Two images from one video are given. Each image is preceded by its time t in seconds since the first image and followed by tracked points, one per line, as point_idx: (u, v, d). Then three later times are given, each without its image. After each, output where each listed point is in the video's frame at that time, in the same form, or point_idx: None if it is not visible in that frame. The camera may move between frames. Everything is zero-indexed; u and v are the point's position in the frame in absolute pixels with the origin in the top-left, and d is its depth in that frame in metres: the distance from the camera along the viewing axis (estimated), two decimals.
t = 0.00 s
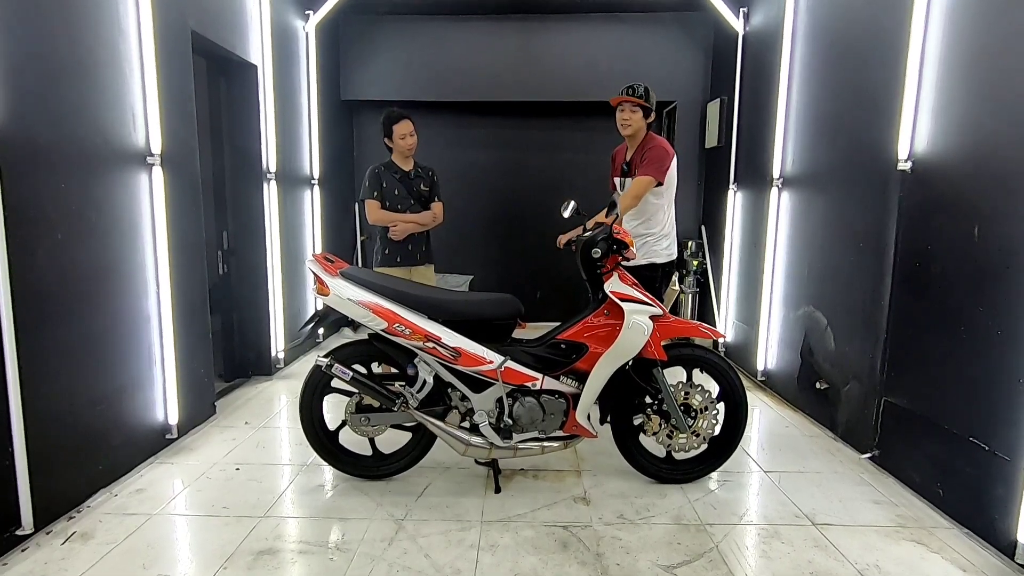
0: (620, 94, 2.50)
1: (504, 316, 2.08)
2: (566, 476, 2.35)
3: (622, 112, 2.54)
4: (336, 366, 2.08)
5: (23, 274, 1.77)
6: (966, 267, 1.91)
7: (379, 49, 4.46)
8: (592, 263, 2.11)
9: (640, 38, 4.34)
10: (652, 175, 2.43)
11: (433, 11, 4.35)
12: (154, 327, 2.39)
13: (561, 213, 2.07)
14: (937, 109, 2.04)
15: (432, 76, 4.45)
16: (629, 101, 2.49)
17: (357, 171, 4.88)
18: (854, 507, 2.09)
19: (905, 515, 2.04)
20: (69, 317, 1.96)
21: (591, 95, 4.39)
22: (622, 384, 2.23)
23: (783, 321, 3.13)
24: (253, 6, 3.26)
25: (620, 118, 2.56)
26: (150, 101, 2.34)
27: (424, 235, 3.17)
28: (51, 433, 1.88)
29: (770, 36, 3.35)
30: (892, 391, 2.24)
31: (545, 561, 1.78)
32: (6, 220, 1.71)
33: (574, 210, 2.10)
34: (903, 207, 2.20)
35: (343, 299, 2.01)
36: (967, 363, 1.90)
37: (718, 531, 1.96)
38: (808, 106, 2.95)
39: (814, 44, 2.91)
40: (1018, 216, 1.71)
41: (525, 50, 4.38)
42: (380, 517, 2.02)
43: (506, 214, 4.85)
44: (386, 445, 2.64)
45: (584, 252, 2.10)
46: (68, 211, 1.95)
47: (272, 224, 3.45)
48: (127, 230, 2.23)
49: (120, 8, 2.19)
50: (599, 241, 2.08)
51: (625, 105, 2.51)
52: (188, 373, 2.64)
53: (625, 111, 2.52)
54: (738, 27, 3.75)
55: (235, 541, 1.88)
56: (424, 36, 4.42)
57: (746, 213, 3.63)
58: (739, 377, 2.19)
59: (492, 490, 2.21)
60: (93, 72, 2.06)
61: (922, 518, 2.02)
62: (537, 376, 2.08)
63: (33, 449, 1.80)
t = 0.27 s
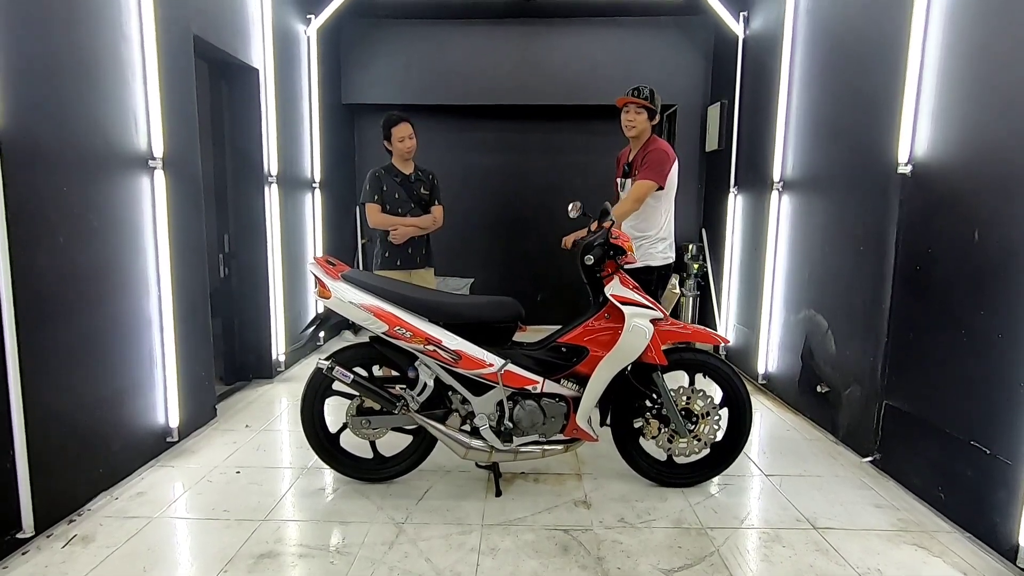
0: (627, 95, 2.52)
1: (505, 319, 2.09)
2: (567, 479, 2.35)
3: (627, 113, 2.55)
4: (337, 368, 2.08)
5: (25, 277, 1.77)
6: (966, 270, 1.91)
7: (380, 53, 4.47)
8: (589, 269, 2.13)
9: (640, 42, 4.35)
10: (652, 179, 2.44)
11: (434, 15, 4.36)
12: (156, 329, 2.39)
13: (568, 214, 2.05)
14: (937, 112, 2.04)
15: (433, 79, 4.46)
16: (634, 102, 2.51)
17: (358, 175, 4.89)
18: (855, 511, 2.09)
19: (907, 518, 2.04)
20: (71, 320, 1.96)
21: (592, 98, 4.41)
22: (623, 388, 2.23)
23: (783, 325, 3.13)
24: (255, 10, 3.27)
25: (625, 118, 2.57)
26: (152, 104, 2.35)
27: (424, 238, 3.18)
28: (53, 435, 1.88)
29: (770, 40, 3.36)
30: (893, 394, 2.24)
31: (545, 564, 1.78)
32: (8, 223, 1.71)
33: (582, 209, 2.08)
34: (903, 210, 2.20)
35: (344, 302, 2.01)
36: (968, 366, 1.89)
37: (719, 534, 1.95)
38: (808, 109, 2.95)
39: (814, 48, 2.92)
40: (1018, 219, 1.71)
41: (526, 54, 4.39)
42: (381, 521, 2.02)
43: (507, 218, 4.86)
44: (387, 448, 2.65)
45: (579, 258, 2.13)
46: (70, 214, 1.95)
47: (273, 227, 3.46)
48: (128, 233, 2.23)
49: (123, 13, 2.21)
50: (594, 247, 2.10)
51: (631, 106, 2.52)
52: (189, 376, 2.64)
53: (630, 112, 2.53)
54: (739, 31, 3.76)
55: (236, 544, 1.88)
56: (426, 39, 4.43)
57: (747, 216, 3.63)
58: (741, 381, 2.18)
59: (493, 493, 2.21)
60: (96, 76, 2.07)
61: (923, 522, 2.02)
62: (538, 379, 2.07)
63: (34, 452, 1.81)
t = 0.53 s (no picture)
0: (626, 100, 2.52)
1: (505, 323, 2.09)
2: (567, 483, 2.34)
3: (628, 118, 2.55)
4: (338, 372, 2.09)
5: (27, 280, 1.78)
6: (967, 273, 1.91)
7: (381, 57, 4.48)
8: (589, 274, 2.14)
9: (641, 46, 4.36)
10: (655, 183, 2.45)
11: (435, 19, 4.37)
12: (156, 333, 2.40)
13: (577, 214, 2.04)
14: (937, 116, 2.05)
15: (434, 84, 4.47)
16: (634, 107, 2.51)
17: (359, 178, 4.90)
18: (857, 516, 2.08)
19: (909, 523, 2.03)
20: (72, 324, 1.96)
21: (592, 102, 4.42)
22: (623, 392, 2.23)
23: (784, 328, 3.13)
24: (257, 15, 3.28)
25: (625, 123, 2.57)
26: (154, 109, 2.36)
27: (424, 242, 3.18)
28: (54, 439, 1.88)
29: (770, 44, 3.37)
30: (894, 398, 2.24)
31: (546, 569, 1.78)
32: (10, 227, 1.72)
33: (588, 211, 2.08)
34: (903, 214, 2.20)
35: (345, 306, 2.02)
36: (969, 369, 1.89)
37: (720, 539, 1.95)
38: (808, 113, 2.96)
39: (814, 52, 2.92)
40: (1018, 223, 1.71)
41: (526, 58, 4.40)
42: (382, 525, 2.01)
43: (507, 221, 4.87)
44: (387, 451, 2.64)
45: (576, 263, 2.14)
46: (72, 218, 1.96)
47: (274, 230, 3.47)
48: (130, 237, 2.24)
49: (125, 18, 2.22)
50: (591, 253, 2.10)
51: (631, 111, 2.53)
52: (189, 380, 2.64)
53: (630, 116, 2.54)
54: (739, 35, 3.77)
55: (236, 548, 1.88)
56: (427, 43, 4.45)
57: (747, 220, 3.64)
58: (743, 387, 2.18)
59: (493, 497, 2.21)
60: (98, 80, 2.08)
61: (925, 526, 2.01)
62: (538, 384, 2.07)
63: (34, 456, 1.81)
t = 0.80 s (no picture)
0: (625, 103, 2.52)
1: (506, 326, 2.09)
2: (568, 486, 2.34)
3: (627, 121, 2.56)
4: (338, 375, 2.09)
5: (27, 284, 1.78)
6: (968, 276, 1.91)
7: (382, 60, 4.49)
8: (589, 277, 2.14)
9: (641, 49, 4.37)
10: (655, 187, 2.45)
11: (436, 23, 4.38)
12: (157, 336, 2.40)
13: (576, 218, 2.06)
14: (937, 119, 2.05)
15: (434, 87, 4.48)
16: (632, 110, 2.52)
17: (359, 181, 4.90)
18: (859, 519, 2.08)
19: (910, 526, 2.03)
20: (72, 327, 1.96)
21: (593, 105, 4.42)
22: (624, 395, 2.23)
23: (784, 331, 3.13)
24: (258, 18, 3.29)
25: (624, 126, 2.57)
26: (155, 112, 2.36)
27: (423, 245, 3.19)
28: (54, 442, 1.88)
29: (770, 47, 3.37)
30: (895, 401, 2.24)
31: (547, 573, 1.77)
32: (11, 230, 1.72)
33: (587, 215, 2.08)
34: (904, 217, 2.20)
35: (346, 309, 2.02)
36: (970, 372, 1.89)
37: (721, 542, 1.95)
38: (809, 116, 2.96)
39: (814, 55, 2.92)
40: (1019, 225, 1.71)
41: (527, 62, 4.41)
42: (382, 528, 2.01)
43: (508, 224, 4.87)
44: (387, 455, 2.64)
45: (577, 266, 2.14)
46: (72, 221, 1.96)
47: (274, 233, 3.47)
48: (131, 240, 2.24)
49: (126, 22, 2.22)
50: (592, 256, 2.10)
51: (630, 114, 2.53)
52: (189, 383, 2.64)
53: (629, 119, 2.54)
54: (739, 38, 3.77)
55: (237, 552, 1.87)
56: (427, 47, 4.46)
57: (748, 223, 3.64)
58: (743, 389, 2.18)
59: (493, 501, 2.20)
60: (100, 84, 2.08)
61: (927, 530, 2.01)
62: (538, 387, 2.07)
63: (34, 459, 1.80)
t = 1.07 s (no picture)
0: (625, 105, 2.52)
1: (506, 327, 2.09)
2: (569, 488, 2.34)
3: (627, 123, 2.55)
4: (339, 377, 2.08)
5: (28, 285, 1.78)
6: (970, 277, 1.91)
7: (383, 62, 4.50)
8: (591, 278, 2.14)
9: (642, 51, 4.37)
10: (657, 189, 2.45)
11: (437, 25, 4.39)
12: (158, 338, 2.40)
13: (577, 220, 2.05)
14: (939, 121, 2.05)
15: (435, 89, 4.48)
16: (632, 112, 2.52)
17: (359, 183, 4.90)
18: (861, 521, 2.07)
19: (912, 529, 2.02)
20: (73, 328, 1.96)
21: (593, 107, 4.42)
22: (625, 396, 2.23)
23: (785, 333, 3.13)
24: (259, 20, 3.29)
25: (624, 128, 2.57)
26: (156, 115, 2.36)
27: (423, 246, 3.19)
28: (55, 444, 1.88)
29: (771, 49, 3.37)
30: (897, 403, 2.23)
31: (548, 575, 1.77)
32: (13, 232, 1.72)
33: (587, 216, 2.08)
34: (905, 218, 2.20)
35: (346, 310, 2.02)
36: (972, 374, 1.89)
37: (723, 544, 1.94)
38: (809, 117, 2.96)
39: (815, 57, 2.92)
40: (1021, 227, 1.71)
41: (528, 63, 4.42)
42: (382, 531, 2.00)
43: (508, 226, 4.87)
44: (388, 456, 2.63)
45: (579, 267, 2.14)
46: (73, 223, 1.96)
47: (275, 234, 3.47)
48: (132, 242, 2.24)
49: (128, 24, 2.22)
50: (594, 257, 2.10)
51: (630, 116, 2.53)
52: (190, 384, 2.64)
53: (629, 121, 2.54)
54: (740, 40, 3.77)
55: (237, 553, 1.87)
56: (428, 48, 4.46)
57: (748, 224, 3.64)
58: (744, 391, 2.18)
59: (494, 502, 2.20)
60: (101, 86, 2.08)
61: (929, 532, 2.00)
62: (539, 388, 2.07)
63: (35, 461, 1.80)
